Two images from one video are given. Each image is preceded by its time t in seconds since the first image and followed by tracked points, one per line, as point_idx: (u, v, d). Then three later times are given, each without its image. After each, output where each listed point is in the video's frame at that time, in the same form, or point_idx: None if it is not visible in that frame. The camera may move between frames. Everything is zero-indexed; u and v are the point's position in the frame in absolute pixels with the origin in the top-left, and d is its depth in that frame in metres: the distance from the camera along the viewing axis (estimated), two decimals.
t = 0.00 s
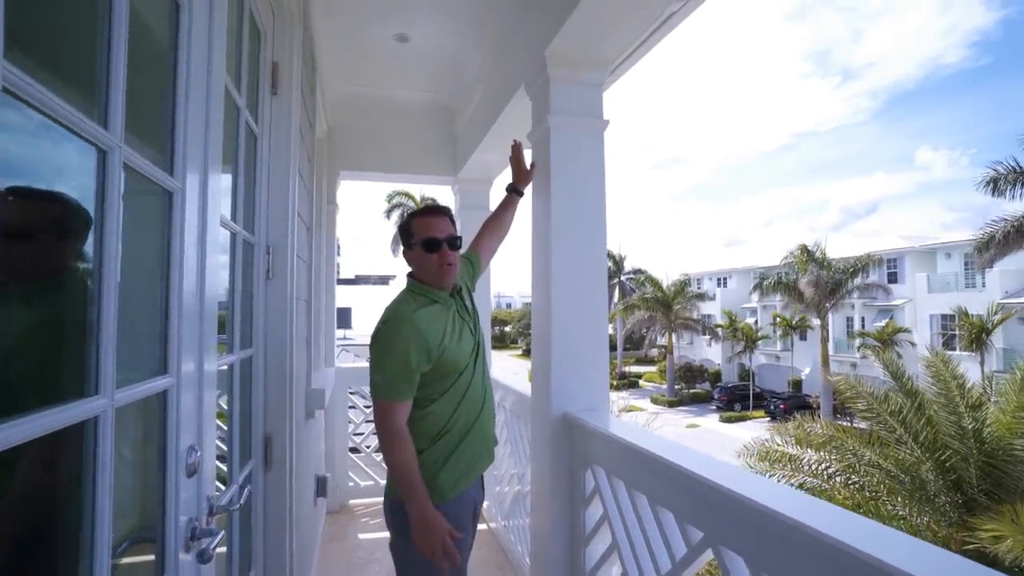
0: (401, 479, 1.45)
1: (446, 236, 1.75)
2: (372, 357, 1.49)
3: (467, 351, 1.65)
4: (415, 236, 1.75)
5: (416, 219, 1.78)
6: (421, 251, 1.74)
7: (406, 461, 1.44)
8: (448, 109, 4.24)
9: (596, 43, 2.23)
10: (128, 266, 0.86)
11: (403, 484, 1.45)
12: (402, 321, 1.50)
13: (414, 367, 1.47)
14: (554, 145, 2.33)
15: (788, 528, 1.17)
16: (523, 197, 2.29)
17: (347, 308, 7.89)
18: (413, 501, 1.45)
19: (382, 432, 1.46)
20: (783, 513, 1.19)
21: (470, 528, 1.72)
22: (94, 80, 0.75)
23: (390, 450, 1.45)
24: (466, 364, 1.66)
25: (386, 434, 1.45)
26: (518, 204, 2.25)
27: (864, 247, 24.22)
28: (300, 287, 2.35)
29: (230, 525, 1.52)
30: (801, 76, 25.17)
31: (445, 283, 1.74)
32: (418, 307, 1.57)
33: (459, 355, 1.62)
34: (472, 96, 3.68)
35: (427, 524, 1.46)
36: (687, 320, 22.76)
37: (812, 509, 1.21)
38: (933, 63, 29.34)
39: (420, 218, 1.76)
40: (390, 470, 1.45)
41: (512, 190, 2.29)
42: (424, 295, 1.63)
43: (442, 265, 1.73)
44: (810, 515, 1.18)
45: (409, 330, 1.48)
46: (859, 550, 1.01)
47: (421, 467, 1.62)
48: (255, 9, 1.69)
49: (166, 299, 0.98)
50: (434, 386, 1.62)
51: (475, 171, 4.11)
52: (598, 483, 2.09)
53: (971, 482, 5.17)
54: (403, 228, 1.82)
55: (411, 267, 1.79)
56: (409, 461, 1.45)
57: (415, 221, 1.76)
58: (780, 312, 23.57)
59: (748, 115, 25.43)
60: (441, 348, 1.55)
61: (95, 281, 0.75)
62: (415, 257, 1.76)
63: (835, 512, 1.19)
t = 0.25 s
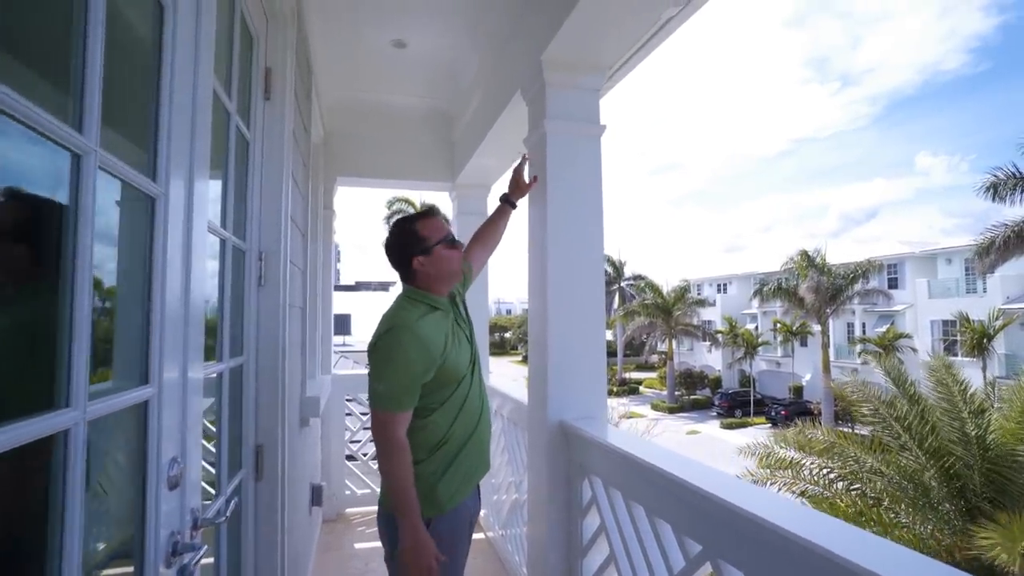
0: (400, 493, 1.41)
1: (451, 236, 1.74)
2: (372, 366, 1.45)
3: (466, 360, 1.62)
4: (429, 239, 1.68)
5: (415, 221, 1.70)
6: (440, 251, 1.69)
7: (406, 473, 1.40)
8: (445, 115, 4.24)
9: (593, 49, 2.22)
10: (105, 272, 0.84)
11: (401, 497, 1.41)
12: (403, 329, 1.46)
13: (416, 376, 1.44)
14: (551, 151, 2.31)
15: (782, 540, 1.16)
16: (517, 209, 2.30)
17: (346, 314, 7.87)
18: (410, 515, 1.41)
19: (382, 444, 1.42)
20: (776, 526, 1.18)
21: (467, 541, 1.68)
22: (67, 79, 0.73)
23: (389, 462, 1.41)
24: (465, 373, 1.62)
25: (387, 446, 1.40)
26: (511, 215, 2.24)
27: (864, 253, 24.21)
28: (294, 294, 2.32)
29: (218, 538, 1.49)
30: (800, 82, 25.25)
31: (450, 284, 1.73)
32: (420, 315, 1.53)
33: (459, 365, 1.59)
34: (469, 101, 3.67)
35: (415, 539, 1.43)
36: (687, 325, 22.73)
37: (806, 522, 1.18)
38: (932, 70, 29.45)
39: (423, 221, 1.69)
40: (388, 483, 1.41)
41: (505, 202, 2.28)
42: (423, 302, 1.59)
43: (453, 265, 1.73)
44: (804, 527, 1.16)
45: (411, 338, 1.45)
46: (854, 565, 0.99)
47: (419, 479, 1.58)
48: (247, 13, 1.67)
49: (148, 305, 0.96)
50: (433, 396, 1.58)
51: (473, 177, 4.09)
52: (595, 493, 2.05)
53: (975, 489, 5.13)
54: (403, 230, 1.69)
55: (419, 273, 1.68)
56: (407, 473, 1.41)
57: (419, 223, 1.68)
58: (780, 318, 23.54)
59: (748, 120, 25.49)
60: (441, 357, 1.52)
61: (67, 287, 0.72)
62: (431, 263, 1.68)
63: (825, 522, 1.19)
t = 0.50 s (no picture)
0: (414, 508, 1.38)
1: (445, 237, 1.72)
2: (386, 380, 1.40)
3: (471, 370, 1.60)
4: (430, 244, 1.62)
5: (410, 228, 1.63)
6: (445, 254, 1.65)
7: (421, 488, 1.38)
8: (443, 122, 4.23)
9: (591, 53, 2.20)
10: (84, 280, 0.82)
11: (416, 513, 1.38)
12: (414, 341, 1.42)
13: (428, 389, 1.41)
14: (548, 157, 2.29)
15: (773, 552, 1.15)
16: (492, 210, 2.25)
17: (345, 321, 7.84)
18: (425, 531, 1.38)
19: (396, 460, 1.38)
20: (766, 538, 1.16)
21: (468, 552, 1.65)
22: (40, 80, 0.71)
23: (404, 478, 1.37)
24: (469, 383, 1.59)
25: (403, 461, 1.37)
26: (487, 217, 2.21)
27: (865, 259, 24.17)
28: (288, 301, 2.30)
29: (205, 552, 1.46)
30: (800, 89, 25.30)
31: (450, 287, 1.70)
32: (429, 326, 1.49)
33: (465, 375, 1.56)
34: (467, 106, 3.66)
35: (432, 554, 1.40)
36: (688, 332, 22.68)
37: (799, 534, 1.17)
38: (932, 76, 29.52)
39: (418, 227, 1.63)
40: (401, 499, 1.38)
41: (482, 203, 2.24)
42: (428, 311, 1.55)
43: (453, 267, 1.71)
44: (796, 539, 1.14)
45: (424, 351, 1.41)
46: None
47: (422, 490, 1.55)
48: (239, 17, 1.66)
49: (128, 314, 0.94)
50: (436, 406, 1.55)
51: (471, 183, 4.08)
52: (592, 503, 2.02)
53: (978, 496, 5.08)
54: (402, 239, 1.61)
55: (422, 282, 1.61)
56: (421, 488, 1.38)
57: (416, 230, 1.62)
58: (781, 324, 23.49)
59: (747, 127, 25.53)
60: (450, 368, 1.49)
61: (38, 295, 0.70)
62: (435, 269, 1.62)
63: (814, 532, 1.18)
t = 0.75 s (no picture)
0: (440, 522, 1.28)
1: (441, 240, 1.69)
2: (391, 394, 1.31)
3: (471, 376, 1.52)
4: (426, 249, 1.58)
5: (405, 233, 1.60)
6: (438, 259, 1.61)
7: (446, 498, 1.29)
8: (441, 126, 4.21)
9: (588, 57, 2.19)
10: (54, 284, 0.79)
11: (449, 525, 1.28)
12: (417, 349, 1.34)
13: (436, 398, 1.33)
14: (544, 160, 2.26)
15: (763, 562, 1.13)
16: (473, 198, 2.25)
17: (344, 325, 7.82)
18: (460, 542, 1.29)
19: (412, 472, 1.29)
20: (757, 546, 1.15)
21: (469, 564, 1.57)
22: (7, 77, 0.69)
23: (420, 492, 1.28)
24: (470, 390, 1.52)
25: (419, 475, 1.28)
26: (469, 205, 2.22)
27: (866, 263, 24.13)
28: (282, 307, 2.29)
29: (193, 561, 1.43)
30: (800, 94, 25.29)
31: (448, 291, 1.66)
32: (428, 332, 1.41)
33: (467, 381, 1.49)
34: (465, 110, 3.65)
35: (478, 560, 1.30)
36: (689, 336, 22.62)
37: (791, 545, 1.15)
38: (931, 81, 29.58)
39: (413, 231, 1.59)
40: (425, 513, 1.28)
41: (462, 191, 2.24)
42: (425, 317, 1.47)
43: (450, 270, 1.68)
44: (788, 549, 1.13)
45: (428, 359, 1.34)
46: None
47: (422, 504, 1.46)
48: (231, 20, 1.64)
49: (106, 318, 0.91)
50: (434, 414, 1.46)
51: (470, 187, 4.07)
52: (588, 512, 1.99)
53: (981, 503, 5.02)
54: (398, 247, 1.58)
55: (418, 289, 1.57)
56: (447, 498, 1.29)
57: (413, 236, 1.58)
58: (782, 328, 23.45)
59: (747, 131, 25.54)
60: (453, 375, 1.42)
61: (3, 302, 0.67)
62: (433, 274, 1.58)
63: (806, 543, 1.17)
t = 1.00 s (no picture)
0: (434, 529, 1.26)
1: (435, 247, 1.63)
2: (383, 399, 1.29)
3: (467, 379, 1.49)
4: (415, 255, 1.56)
5: (396, 237, 1.57)
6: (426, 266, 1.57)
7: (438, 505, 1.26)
8: (440, 129, 4.20)
9: (585, 57, 2.17)
10: (23, 289, 0.77)
11: (442, 533, 1.26)
12: (409, 354, 1.32)
13: (428, 403, 1.30)
14: (541, 161, 2.24)
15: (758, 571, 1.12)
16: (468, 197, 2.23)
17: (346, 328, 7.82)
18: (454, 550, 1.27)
19: (404, 480, 1.26)
20: (751, 556, 1.14)
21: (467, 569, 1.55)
22: None
23: (412, 500, 1.25)
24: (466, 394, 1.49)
25: (410, 482, 1.25)
26: (465, 203, 2.20)
27: (872, 265, 24.00)
28: (276, 309, 2.27)
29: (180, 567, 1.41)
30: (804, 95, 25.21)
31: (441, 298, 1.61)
32: (421, 336, 1.38)
33: (462, 385, 1.46)
34: (464, 112, 3.63)
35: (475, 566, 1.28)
36: (693, 339, 22.54)
37: (788, 553, 1.14)
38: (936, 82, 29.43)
39: (404, 236, 1.57)
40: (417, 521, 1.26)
41: (457, 191, 2.22)
42: (418, 321, 1.45)
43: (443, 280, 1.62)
44: (784, 558, 1.11)
45: (420, 365, 1.31)
46: None
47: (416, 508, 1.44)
48: (221, 22, 1.63)
49: (83, 322, 0.89)
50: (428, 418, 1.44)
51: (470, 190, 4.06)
52: (585, 518, 1.96)
53: (989, 508, 4.95)
54: (383, 251, 1.57)
55: (400, 294, 1.55)
56: (440, 505, 1.27)
57: (403, 241, 1.55)
58: (786, 330, 23.34)
59: (751, 132, 25.47)
60: (447, 380, 1.39)
61: None
62: (419, 280, 1.56)
63: (806, 555, 1.14)
